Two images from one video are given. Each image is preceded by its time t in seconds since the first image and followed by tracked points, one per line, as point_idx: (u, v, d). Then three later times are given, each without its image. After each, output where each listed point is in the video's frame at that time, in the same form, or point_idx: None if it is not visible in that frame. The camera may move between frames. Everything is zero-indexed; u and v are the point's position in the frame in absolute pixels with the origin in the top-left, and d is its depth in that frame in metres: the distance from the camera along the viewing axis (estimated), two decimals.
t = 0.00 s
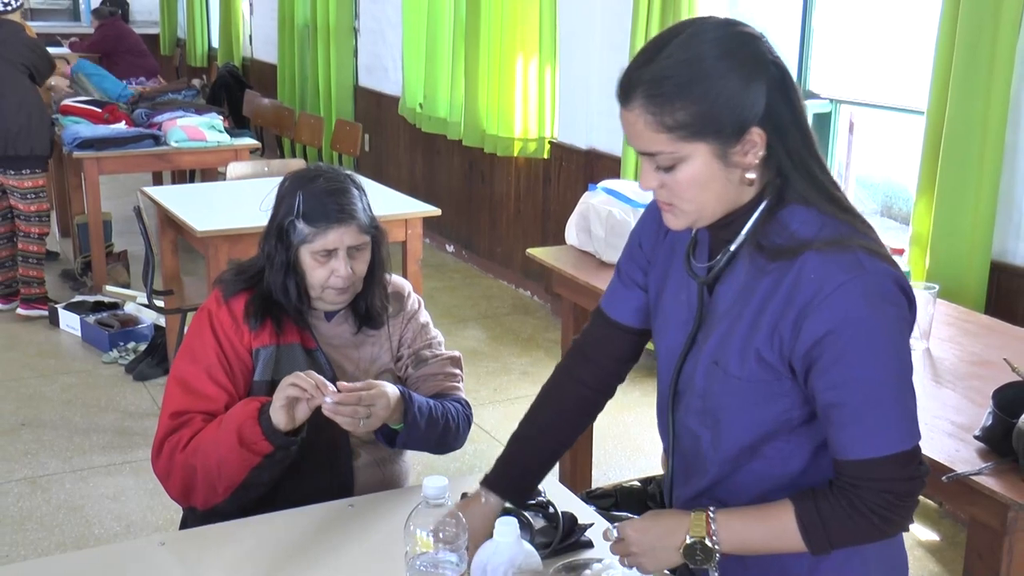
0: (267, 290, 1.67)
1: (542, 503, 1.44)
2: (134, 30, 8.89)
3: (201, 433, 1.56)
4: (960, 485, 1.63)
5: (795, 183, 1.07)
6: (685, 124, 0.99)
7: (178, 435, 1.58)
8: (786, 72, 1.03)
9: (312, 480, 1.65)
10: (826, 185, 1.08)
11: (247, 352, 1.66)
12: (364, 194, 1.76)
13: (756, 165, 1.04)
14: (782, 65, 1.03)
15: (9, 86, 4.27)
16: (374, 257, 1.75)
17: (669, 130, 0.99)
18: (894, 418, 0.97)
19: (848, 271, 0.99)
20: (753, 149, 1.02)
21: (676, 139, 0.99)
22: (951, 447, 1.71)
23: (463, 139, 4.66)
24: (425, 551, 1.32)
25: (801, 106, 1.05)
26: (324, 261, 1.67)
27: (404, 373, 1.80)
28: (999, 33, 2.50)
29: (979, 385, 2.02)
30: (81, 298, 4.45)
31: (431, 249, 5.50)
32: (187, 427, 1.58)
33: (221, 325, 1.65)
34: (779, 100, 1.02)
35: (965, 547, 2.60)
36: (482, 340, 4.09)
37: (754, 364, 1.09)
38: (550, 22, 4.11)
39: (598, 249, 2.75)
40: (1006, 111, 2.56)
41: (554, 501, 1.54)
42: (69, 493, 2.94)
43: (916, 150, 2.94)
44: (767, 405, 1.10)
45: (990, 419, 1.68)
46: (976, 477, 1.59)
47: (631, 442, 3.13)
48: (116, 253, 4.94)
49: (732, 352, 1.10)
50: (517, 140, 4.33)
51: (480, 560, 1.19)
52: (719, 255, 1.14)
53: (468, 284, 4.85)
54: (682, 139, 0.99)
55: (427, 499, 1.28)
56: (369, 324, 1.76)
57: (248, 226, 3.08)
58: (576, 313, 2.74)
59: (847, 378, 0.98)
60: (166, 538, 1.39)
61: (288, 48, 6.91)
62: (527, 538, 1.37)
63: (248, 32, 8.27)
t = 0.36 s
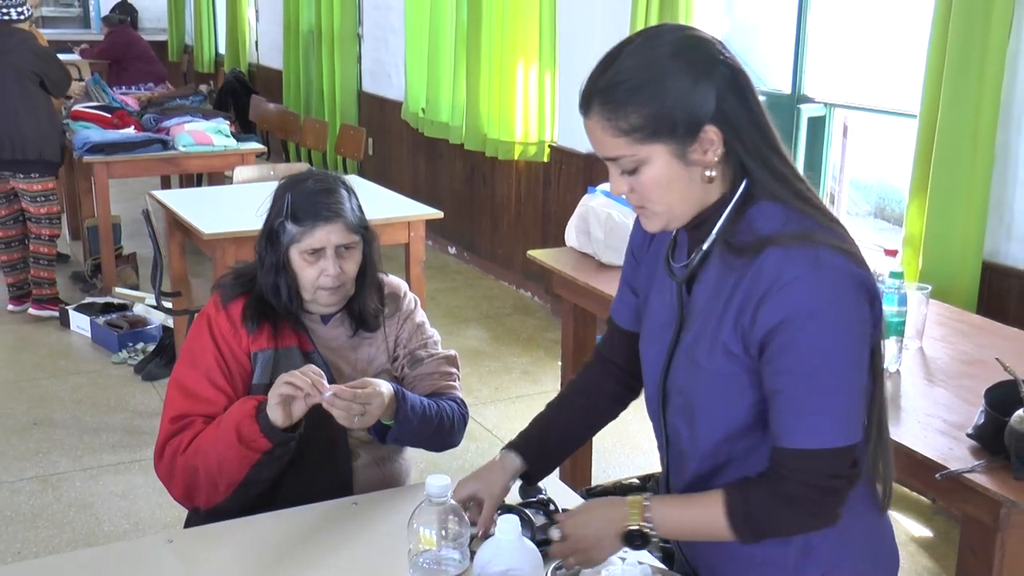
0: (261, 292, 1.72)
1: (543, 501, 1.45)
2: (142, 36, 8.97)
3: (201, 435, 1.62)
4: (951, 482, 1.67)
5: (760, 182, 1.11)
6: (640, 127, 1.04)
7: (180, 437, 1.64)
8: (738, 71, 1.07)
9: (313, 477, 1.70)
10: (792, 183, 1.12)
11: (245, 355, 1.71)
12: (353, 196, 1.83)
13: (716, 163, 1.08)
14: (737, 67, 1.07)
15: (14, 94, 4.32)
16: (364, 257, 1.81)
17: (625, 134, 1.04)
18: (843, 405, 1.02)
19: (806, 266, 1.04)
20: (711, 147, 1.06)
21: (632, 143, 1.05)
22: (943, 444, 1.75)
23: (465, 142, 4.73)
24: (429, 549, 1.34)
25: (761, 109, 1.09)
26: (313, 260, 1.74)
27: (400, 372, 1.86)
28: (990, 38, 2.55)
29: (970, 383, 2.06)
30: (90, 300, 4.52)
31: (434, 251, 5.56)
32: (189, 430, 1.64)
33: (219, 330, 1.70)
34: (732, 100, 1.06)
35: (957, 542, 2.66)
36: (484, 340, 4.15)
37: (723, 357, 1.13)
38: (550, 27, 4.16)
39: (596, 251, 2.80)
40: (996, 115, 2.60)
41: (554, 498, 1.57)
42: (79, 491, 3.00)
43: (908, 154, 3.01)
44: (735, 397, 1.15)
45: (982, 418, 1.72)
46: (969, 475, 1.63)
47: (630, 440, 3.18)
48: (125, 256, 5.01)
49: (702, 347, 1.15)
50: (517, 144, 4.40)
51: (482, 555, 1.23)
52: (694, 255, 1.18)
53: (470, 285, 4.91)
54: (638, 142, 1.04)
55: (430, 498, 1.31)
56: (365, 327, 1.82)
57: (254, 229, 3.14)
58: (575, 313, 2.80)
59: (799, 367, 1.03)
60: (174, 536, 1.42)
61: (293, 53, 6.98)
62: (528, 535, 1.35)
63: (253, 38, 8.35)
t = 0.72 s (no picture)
0: (247, 293, 1.74)
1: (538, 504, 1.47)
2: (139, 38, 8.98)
3: (223, 420, 1.63)
4: (949, 486, 1.67)
5: (740, 187, 1.07)
6: (619, 129, 1.05)
7: (199, 424, 1.64)
8: (718, 71, 1.06)
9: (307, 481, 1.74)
10: (779, 183, 1.09)
11: (239, 352, 1.73)
12: (338, 198, 1.84)
13: (698, 162, 1.08)
14: (717, 67, 1.06)
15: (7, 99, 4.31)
16: (348, 258, 1.81)
17: (605, 136, 1.06)
18: (788, 408, 1.02)
19: (766, 268, 1.03)
20: (692, 148, 1.06)
21: (613, 145, 1.06)
22: (939, 447, 1.76)
23: (462, 145, 4.73)
24: (424, 552, 1.35)
25: (744, 107, 1.07)
26: (295, 261, 1.76)
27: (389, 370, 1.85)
28: (986, 41, 2.56)
29: (967, 387, 2.06)
30: (87, 301, 4.52)
31: (430, 253, 5.56)
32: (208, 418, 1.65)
33: (216, 324, 1.72)
34: (709, 101, 1.05)
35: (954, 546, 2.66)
36: (481, 342, 4.15)
37: (690, 354, 1.13)
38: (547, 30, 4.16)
39: (593, 253, 2.80)
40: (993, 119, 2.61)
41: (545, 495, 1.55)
42: (75, 493, 3.00)
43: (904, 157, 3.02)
44: (701, 395, 1.14)
45: (978, 421, 1.72)
46: (965, 478, 1.63)
47: (627, 443, 3.19)
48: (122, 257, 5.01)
49: (675, 343, 1.15)
50: (514, 147, 4.42)
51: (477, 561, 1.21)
52: (681, 250, 1.18)
53: (467, 287, 4.91)
54: (619, 144, 1.05)
55: (426, 501, 1.30)
56: (354, 330, 1.82)
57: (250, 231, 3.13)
58: (572, 316, 2.80)
59: (751, 368, 1.03)
60: (169, 539, 1.41)
61: (291, 55, 6.98)
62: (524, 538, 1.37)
63: (251, 40, 8.35)
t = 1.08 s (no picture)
0: (245, 292, 1.77)
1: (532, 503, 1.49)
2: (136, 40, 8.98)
3: (245, 412, 1.71)
4: (939, 486, 1.68)
5: (734, 184, 1.09)
6: (614, 126, 1.06)
7: (216, 417, 1.70)
8: (709, 69, 1.07)
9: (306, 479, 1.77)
10: (771, 181, 1.11)
11: (242, 344, 1.76)
12: (335, 199, 1.86)
13: (693, 159, 1.09)
14: (708, 65, 1.07)
15: (7, 102, 4.34)
16: (344, 259, 1.82)
17: (602, 133, 1.07)
18: (788, 405, 1.03)
19: (758, 264, 1.04)
20: (687, 144, 1.07)
21: (609, 142, 1.07)
22: (929, 448, 1.77)
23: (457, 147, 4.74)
24: (417, 551, 1.36)
25: (736, 105, 1.09)
26: (289, 261, 1.77)
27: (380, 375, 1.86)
28: (977, 46, 2.58)
29: (959, 388, 2.07)
30: (83, 302, 4.53)
31: (425, 255, 5.57)
32: (225, 411, 1.71)
33: (221, 318, 1.75)
34: (702, 97, 1.06)
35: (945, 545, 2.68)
36: (475, 343, 4.17)
37: (686, 352, 1.14)
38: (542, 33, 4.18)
39: (587, 255, 2.82)
40: (984, 123, 2.63)
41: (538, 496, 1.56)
42: (70, 493, 3.01)
43: (897, 159, 3.04)
44: (697, 392, 1.16)
45: (968, 422, 1.74)
46: (954, 478, 1.64)
47: (620, 443, 3.20)
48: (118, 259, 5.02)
49: (670, 342, 1.16)
50: (509, 149, 4.43)
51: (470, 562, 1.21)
52: (677, 249, 1.19)
53: (462, 289, 4.93)
54: (615, 141, 1.07)
55: (419, 501, 1.31)
56: (349, 333, 1.83)
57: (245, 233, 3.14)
58: (567, 318, 2.81)
59: (747, 365, 1.04)
60: (165, 539, 1.43)
61: (287, 57, 7.00)
62: (517, 537, 1.40)
63: (248, 43, 8.36)
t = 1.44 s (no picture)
0: (239, 296, 1.79)
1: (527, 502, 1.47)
2: (130, 44, 8.98)
3: (245, 423, 1.71)
4: (930, 484, 1.69)
5: (736, 178, 1.11)
6: (619, 119, 1.06)
7: (216, 426, 1.70)
8: (703, 65, 1.09)
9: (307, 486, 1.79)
10: (767, 183, 1.12)
11: (240, 348, 1.77)
12: (328, 205, 1.89)
13: (696, 149, 1.10)
14: (702, 62, 1.09)
15: (20, 107, 4.42)
16: (337, 263, 1.85)
17: (605, 127, 1.07)
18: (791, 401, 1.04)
19: (759, 262, 1.06)
20: (688, 134, 1.09)
21: (614, 135, 1.07)
22: (920, 446, 1.78)
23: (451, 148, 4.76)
24: (411, 551, 1.36)
25: (729, 103, 1.10)
26: (281, 266, 1.80)
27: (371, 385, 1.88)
28: (966, 47, 2.60)
29: (949, 387, 2.09)
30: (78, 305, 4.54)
31: (419, 256, 5.58)
32: (224, 420, 1.71)
33: (218, 322, 1.76)
34: (698, 92, 1.08)
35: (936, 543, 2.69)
36: (469, 344, 4.18)
37: (683, 351, 1.15)
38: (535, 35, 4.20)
39: (580, 256, 2.83)
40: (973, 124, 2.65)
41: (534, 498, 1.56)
42: (66, 495, 3.02)
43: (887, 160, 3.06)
44: (692, 392, 1.17)
45: (957, 420, 1.75)
46: (944, 475, 1.66)
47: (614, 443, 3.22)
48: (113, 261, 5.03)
49: (667, 342, 1.17)
50: (502, 150, 4.45)
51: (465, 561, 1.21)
52: (672, 251, 1.21)
53: (456, 289, 4.94)
54: (619, 134, 1.07)
55: (412, 500, 1.32)
56: (343, 337, 1.85)
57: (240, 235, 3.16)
58: (560, 319, 2.83)
59: (747, 363, 1.05)
60: (161, 540, 1.44)
61: (281, 60, 7.01)
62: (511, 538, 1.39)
63: (242, 45, 8.37)
